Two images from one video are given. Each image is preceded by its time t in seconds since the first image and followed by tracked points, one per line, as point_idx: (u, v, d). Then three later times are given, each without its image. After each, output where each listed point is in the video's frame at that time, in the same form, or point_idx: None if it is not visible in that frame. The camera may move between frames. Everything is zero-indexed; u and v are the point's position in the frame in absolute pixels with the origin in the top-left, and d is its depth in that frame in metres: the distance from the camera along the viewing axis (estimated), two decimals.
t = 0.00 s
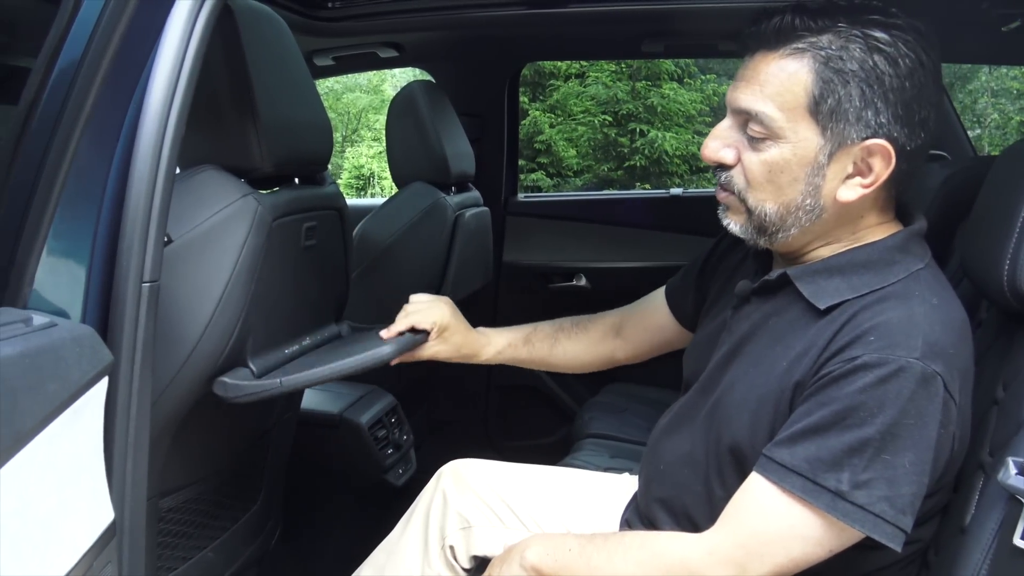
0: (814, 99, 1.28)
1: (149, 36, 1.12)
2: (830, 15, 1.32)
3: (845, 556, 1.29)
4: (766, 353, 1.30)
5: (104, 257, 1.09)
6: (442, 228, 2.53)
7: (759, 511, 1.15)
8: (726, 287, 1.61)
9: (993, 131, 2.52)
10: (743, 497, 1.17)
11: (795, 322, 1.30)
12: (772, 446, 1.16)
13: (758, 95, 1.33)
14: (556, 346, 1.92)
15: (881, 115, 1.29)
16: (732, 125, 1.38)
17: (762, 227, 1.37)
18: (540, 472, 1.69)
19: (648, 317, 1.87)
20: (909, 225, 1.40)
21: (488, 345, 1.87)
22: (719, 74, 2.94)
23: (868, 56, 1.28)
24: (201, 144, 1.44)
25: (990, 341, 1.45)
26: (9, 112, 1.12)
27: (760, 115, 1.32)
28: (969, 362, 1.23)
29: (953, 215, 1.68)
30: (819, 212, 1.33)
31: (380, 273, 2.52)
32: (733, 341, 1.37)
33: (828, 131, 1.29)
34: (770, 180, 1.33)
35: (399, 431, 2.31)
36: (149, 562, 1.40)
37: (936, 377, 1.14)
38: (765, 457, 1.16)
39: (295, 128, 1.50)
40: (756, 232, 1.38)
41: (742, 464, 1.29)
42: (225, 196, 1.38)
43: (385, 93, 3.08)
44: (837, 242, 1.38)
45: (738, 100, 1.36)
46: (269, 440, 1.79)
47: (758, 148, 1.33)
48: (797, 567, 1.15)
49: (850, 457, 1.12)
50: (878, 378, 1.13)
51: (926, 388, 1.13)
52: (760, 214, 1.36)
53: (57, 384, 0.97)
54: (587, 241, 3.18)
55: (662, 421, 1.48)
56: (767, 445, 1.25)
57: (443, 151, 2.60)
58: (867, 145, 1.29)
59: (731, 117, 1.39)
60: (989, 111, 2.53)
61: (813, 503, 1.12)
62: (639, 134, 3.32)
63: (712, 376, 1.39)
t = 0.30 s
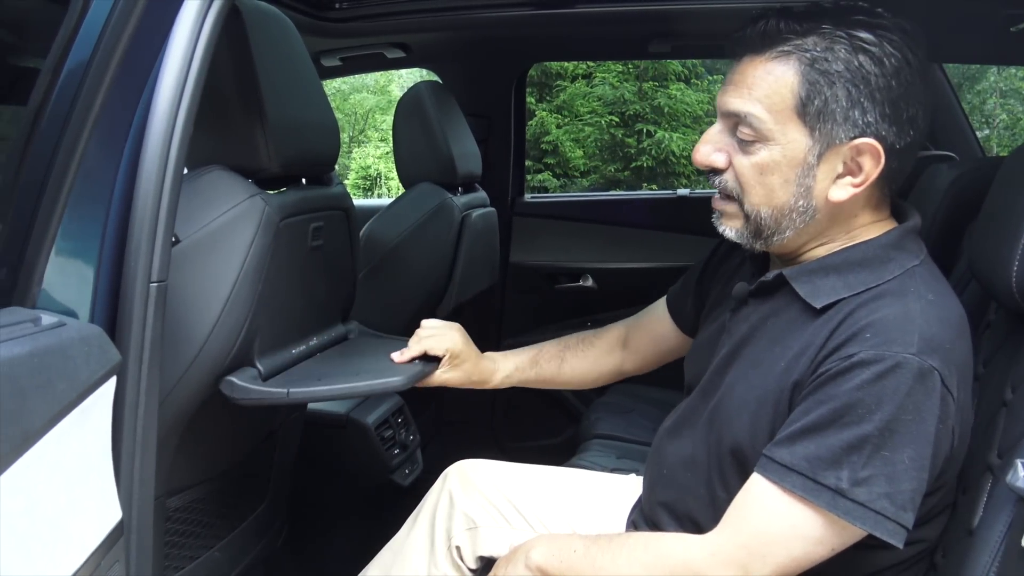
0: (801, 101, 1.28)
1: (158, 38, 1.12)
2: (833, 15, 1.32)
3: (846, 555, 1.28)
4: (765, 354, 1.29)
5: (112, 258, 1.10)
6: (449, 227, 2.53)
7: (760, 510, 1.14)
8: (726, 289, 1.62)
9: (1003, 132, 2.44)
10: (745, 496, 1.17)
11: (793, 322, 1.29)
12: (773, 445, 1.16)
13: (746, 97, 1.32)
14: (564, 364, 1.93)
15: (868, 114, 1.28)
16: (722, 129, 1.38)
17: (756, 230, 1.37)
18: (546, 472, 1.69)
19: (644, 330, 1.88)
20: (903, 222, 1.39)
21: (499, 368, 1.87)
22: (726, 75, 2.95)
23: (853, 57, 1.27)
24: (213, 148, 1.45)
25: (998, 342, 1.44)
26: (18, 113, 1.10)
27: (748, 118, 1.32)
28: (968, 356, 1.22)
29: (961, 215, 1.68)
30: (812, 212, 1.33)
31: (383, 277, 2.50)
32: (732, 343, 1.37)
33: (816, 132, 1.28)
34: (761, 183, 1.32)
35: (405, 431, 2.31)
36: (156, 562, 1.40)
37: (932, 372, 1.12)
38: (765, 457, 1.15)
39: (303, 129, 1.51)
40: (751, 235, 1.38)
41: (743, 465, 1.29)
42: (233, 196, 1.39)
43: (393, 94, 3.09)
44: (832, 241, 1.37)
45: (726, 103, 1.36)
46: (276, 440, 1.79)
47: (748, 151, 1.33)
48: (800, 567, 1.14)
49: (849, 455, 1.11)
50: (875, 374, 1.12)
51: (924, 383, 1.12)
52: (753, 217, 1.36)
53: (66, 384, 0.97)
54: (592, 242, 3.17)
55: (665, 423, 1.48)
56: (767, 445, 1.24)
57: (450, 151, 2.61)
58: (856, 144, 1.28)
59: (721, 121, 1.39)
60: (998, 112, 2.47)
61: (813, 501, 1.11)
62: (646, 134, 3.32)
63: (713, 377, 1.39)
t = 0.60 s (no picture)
0: (792, 105, 1.27)
1: (171, 38, 1.13)
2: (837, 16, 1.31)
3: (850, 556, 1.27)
4: (769, 356, 1.29)
5: (125, 256, 1.10)
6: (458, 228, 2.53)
7: (763, 511, 1.14)
8: (728, 293, 1.64)
9: (1015, 133, 2.32)
10: (749, 496, 1.16)
11: (794, 323, 1.29)
12: (775, 447, 1.15)
13: (737, 105, 1.32)
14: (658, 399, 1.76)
15: (859, 114, 1.27)
16: (717, 138, 1.37)
17: (754, 235, 1.35)
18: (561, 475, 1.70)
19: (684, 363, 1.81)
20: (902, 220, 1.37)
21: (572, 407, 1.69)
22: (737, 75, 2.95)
23: (840, 59, 1.27)
24: (224, 150, 1.45)
25: (1010, 344, 1.42)
26: (33, 114, 1.10)
27: (742, 125, 1.31)
28: (970, 349, 1.20)
29: (974, 216, 1.67)
30: (810, 215, 1.31)
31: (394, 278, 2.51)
32: (735, 346, 1.37)
33: (810, 134, 1.27)
34: (758, 189, 1.31)
35: (414, 432, 2.32)
36: (167, 559, 1.41)
37: (932, 369, 1.11)
38: (768, 458, 1.15)
39: (314, 131, 1.51)
40: (750, 240, 1.36)
41: (747, 466, 1.29)
42: (244, 196, 1.40)
43: (403, 94, 3.09)
44: (833, 241, 1.35)
45: (720, 113, 1.36)
46: (286, 440, 1.80)
47: (743, 158, 1.32)
48: (806, 568, 1.13)
49: (851, 454, 1.10)
50: (874, 373, 1.11)
51: (924, 381, 1.10)
52: (751, 223, 1.34)
53: (78, 381, 0.98)
54: (602, 242, 3.17)
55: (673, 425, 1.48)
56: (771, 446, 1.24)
57: (460, 151, 2.61)
58: (850, 145, 1.27)
59: (715, 130, 1.38)
60: (1012, 113, 2.36)
61: (815, 501, 1.10)
62: (657, 135, 3.31)
63: (717, 378, 1.38)
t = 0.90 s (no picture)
0: (822, 101, 1.26)
1: (182, 40, 1.14)
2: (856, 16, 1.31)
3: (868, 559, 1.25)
4: (791, 353, 1.28)
5: (136, 257, 1.11)
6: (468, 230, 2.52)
7: (781, 509, 1.13)
8: (750, 290, 1.60)
9: None
10: (766, 495, 1.16)
11: (818, 320, 1.27)
12: (796, 443, 1.14)
13: (766, 102, 1.31)
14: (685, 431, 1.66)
15: (890, 110, 1.26)
16: (745, 134, 1.36)
17: (784, 231, 1.33)
18: (573, 476, 1.70)
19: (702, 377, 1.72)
20: (931, 222, 1.35)
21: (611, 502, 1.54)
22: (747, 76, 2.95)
23: (871, 55, 1.26)
24: (235, 148, 1.46)
25: None
26: (47, 115, 1.11)
27: (772, 121, 1.30)
28: (997, 355, 1.18)
29: (988, 216, 1.66)
30: (840, 212, 1.29)
31: (405, 276, 2.53)
32: (757, 343, 1.36)
33: (840, 131, 1.26)
34: (788, 184, 1.29)
35: (424, 432, 2.33)
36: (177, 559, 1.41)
37: (959, 372, 1.10)
38: (787, 454, 1.14)
39: (325, 130, 1.51)
40: (779, 236, 1.33)
41: (767, 464, 1.28)
42: (255, 197, 1.40)
43: (413, 94, 3.07)
44: (862, 240, 1.33)
45: (749, 109, 1.34)
46: (296, 440, 1.80)
47: (773, 154, 1.30)
48: (823, 565, 1.12)
49: (872, 452, 1.09)
50: (899, 372, 1.10)
51: (950, 383, 1.09)
52: (781, 218, 1.32)
53: (91, 380, 0.99)
54: (614, 242, 3.16)
55: (690, 424, 1.47)
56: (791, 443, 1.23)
57: (470, 151, 2.61)
58: (880, 141, 1.26)
59: (743, 127, 1.37)
60: None
61: (834, 498, 1.10)
62: (666, 136, 3.37)
63: (738, 376, 1.37)
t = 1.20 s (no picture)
0: (859, 99, 1.24)
1: (196, 39, 1.14)
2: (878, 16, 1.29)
3: (888, 566, 1.24)
4: (812, 355, 1.27)
5: (149, 258, 1.11)
6: (480, 230, 2.52)
7: (801, 514, 1.12)
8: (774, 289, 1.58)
9: None
10: (784, 499, 1.15)
11: (842, 323, 1.26)
12: (816, 447, 1.14)
13: (802, 99, 1.29)
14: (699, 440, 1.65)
15: (928, 111, 1.23)
16: (777, 131, 1.34)
17: (812, 231, 1.31)
18: (585, 477, 1.69)
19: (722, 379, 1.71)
20: (961, 226, 1.33)
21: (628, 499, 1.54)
22: (759, 75, 2.93)
23: (911, 54, 1.23)
24: (247, 147, 1.46)
25: None
26: (61, 116, 1.12)
27: (806, 119, 1.28)
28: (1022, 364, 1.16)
29: (1006, 217, 1.64)
30: (871, 213, 1.28)
31: (415, 275, 2.53)
32: (779, 343, 1.35)
33: (875, 130, 1.24)
34: (819, 183, 1.28)
35: (435, 431, 2.33)
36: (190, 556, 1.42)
37: (985, 381, 1.08)
38: (807, 458, 1.13)
39: (338, 129, 1.52)
40: (807, 235, 1.32)
41: (785, 467, 1.27)
42: (268, 197, 1.41)
43: (425, 94, 3.08)
44: (891, 242, 1.32)
45: (783, 105, 1.32)
46: (308, 439, 1.81)
47: (806, 152, 1.29)
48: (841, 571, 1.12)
49: (894, 460, 1.08)
50: (925, 380, 1.09)
51: (976, 392, 1.08)
52: (809, 218, 1.31)
53: (104, 380, 0.99)
54: (627, 243, 3.15)
55: (706, 425, 1.46)
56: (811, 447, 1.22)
57: (482, 151, 2.61)
58: (916, 142, 1.24)
59: (776, 124, 1.35)
60: None
61: (855, 505, 1.09)
62: (679, 137, 3.34)
63: (757, 376, 1.37)
